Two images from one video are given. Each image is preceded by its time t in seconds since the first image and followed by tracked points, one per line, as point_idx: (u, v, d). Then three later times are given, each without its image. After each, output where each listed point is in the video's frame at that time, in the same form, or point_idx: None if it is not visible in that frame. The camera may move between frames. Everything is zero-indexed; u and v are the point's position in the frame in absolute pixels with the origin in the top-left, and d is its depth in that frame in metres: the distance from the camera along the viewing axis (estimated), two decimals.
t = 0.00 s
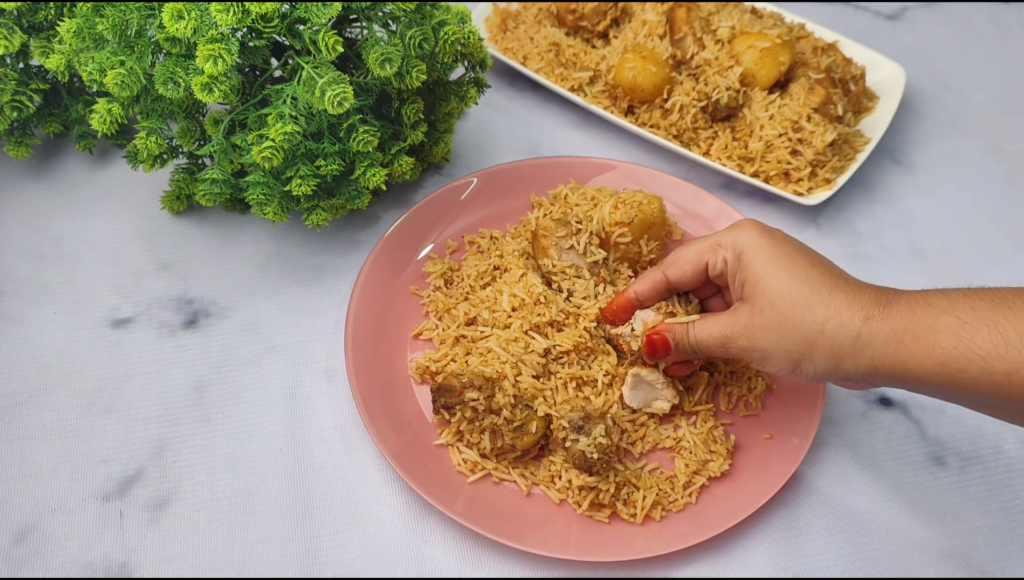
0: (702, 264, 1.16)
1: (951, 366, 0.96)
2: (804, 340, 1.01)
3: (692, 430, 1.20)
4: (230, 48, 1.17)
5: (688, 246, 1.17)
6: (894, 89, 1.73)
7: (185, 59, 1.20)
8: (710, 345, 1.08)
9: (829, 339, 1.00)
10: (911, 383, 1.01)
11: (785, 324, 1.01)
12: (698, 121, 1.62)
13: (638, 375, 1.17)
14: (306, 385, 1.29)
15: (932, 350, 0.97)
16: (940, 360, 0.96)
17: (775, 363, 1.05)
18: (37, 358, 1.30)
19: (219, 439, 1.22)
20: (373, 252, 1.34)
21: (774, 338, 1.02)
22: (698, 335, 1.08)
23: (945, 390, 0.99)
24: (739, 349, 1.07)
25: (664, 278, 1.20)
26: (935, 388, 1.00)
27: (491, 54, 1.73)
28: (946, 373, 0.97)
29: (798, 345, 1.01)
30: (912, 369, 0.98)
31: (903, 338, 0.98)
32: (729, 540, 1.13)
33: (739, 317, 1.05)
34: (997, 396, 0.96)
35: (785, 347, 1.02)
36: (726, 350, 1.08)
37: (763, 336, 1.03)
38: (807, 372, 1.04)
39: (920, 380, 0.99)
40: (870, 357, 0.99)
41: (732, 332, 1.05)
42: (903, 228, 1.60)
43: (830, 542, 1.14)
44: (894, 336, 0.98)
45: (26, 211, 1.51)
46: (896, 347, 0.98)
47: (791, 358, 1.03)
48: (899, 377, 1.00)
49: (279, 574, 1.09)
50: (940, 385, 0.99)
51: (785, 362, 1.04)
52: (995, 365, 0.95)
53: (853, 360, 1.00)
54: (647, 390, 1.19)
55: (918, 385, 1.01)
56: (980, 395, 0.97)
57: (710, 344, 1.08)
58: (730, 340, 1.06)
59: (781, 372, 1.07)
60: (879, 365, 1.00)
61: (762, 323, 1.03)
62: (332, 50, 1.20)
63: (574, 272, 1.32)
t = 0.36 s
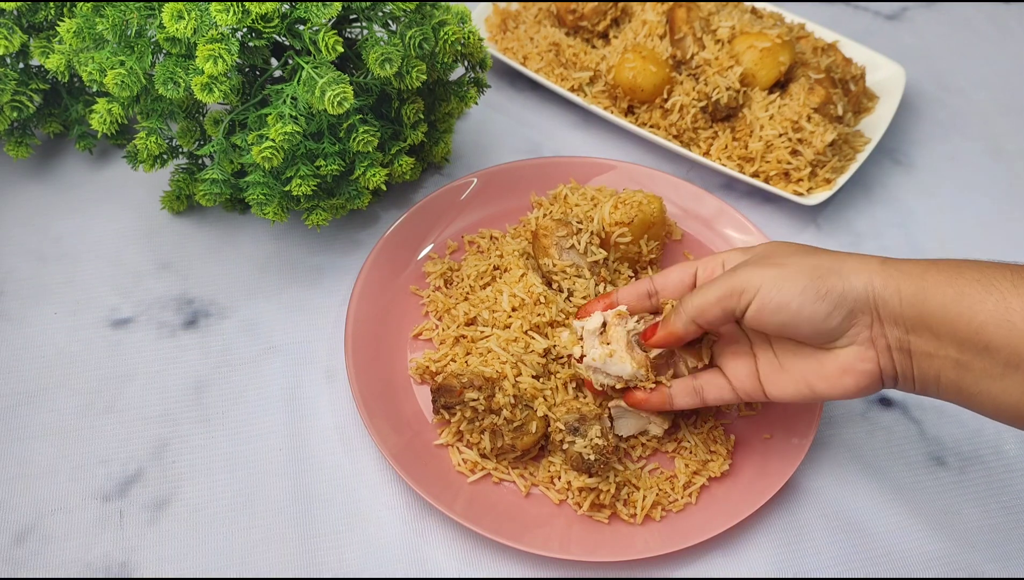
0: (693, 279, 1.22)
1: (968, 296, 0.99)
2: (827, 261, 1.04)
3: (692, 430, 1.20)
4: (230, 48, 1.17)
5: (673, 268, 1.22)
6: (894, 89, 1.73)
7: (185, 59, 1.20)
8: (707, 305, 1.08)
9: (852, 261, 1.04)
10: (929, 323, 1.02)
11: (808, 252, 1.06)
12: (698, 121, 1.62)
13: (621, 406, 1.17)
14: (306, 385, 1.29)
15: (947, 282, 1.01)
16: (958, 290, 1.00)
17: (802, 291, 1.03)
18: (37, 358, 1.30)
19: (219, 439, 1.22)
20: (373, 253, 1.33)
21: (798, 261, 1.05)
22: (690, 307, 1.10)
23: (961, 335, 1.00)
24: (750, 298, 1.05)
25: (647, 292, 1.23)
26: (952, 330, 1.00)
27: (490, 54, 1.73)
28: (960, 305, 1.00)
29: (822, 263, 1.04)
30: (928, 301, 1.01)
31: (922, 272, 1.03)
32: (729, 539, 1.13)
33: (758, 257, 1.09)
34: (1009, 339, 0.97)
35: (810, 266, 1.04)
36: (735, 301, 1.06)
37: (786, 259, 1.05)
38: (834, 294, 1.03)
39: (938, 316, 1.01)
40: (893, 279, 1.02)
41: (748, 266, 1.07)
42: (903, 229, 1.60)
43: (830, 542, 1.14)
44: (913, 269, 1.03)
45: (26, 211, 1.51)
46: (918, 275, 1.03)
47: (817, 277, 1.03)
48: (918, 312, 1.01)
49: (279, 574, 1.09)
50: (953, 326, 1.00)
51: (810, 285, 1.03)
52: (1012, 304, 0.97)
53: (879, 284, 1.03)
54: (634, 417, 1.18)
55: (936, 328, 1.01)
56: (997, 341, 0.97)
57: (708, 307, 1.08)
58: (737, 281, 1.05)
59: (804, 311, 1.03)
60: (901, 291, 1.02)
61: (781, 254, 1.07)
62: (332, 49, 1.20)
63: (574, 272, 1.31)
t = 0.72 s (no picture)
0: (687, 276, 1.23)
1: (962, 296, 1.00)
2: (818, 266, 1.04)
3: (692, 430, 1.21)
4: (230, 48, 1.17)
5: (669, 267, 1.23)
6: (894, 89, 1.73)
7: (185, 59, 1.20)
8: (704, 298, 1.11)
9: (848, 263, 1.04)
10: (925, 325, 1.02)
11: (803, 257, 1.06)
12: (698, 121, 1.62)
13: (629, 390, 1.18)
14: (306, 385, 1.29)
15: (942, 282, 1.02)
16: (953, 290, 1.01)
17: (795, 303, 1.04)
18: (37, 358, 1.30)
19: (219, 439, 1.22)
20: (372, 253, 1.33)
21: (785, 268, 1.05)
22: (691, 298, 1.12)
23: (955, 335, 1.00)
24: (746, 297, 1.08)
25: (641, 289, 1.23)
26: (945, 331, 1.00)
27: (490, 54, 1.73)
28: (955, 305, 1.00)
29: (816, 268, 1.04)
30: (923, 301, 1.01)
31: (917, 272, 1.03)
32: (730, 539, 1.13)
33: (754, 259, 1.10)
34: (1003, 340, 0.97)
35: (804, 273, 1.04)
36: (731, 301, 1.09)
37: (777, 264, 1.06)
38: (826, 298, 1.03)
39: (933, 315, 1.01)
40: (887, 281, 1.03)
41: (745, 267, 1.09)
42: (903, 229, 1.60)
43: (830, 542, 1.14)
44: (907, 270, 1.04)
45: (26, 211, 1.51)
46: (913, 277, 1.03)
47: (809, 286, 1.03)
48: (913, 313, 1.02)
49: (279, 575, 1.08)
50: (947, 324, 1.00)
51: (805, 294, 1.03)
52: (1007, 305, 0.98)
53: (873, 286, 1.03)
54: (641, 409, 1.18)
55: (933, 330, 1.02)
56: (990, 340, 0.97)
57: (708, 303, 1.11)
58: (732, 281, 1.08)
59: (796, 317, 1.04)
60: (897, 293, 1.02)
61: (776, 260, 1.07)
62: (332, 49, 1.20)
63: (574, 272, 1.31)
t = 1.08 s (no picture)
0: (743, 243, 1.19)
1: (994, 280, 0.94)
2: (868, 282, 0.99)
3: (692, 430, 1.21)
4: (230, 48, 1.17)
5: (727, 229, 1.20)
6: (894, 89, 1.74)
7: (185, 59, 1.20)
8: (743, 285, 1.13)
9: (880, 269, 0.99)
10: (965, 328, 0.97)
11: (840, 264, 1.01)
12: (698, 121, 1.62)
13: (632, 388, 1.18)
14: (306, 385, 1.29)
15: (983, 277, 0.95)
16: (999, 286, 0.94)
17: (820, 315, 1.05)
18: (37, 358, 1.30)
19: (219, 439, 1.22)
20: (372, 253, 1.33)
21: (855, 270, 1.00)
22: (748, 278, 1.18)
23: (999, 337, 0.95)
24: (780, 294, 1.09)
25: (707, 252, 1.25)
26: (987, 332, 0.95)
27: (490, 54, 1.73)
28: (991, 297, 0.94)
29: (855, 281, 1.00)
30: (970, 303, 0.95)
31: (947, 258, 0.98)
32: (730, 539, 1.13)
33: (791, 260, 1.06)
34: None
35: (834, 292, 1.02)
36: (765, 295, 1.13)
37: (894, 265, 0.99)
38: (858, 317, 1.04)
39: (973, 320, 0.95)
40: (924, 286, 0.97)
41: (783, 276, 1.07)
42: (902, 229, 1.60)
43: (830, 542, 1.14)
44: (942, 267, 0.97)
45: (26, 211, 1.51)
46: (952, 276, 0.96)
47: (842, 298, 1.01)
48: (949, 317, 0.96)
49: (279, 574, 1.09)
50: (986, 323, 0.95)
51: (837, 305, 1.02)
52: None
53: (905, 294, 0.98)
54: (645, 406, 1.18)
55: (972, 331, 0.96)
56: None
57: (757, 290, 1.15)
58: (767, 276, 1.09)
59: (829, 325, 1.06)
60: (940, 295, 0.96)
61: (844, 260, 1.02)
62: (332, 50, 1.20)
63: (574, 272, 1.31)
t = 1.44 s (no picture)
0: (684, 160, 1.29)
1: (869, 242, 1.04)
2: (762, 230, 1.11)
3: (692, 430, 1.21)
4: (230, 48, 1.17)
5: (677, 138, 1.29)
6: (894, 89, 1.74)
7: (185, 59, 1.20)
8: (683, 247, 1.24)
9: (767, 227, 1.10)
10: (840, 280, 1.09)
11: (743, 224, 1.13)
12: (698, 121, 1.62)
13: (632, 388, 1.17)
14: (306, 386, 1.29)
15: (853, 240, 1.05)
16: (866, 250, 1.05)
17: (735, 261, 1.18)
18: (37, 359, 1.30)
19: (219, 439, 1.22)
20: (372, 253, 1.33)
21: (758, 221, 1.11)
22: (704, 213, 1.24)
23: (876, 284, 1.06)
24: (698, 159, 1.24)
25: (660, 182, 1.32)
26: (857, 282, 1.07)
27: (490, 54, 1.73)
28: (860, 262, 1.05)
29: (759, 233, 1.11)
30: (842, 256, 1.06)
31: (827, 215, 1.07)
32: (730, 539, 1.13)
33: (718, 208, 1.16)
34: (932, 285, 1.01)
35: (737, 241, 1.14)
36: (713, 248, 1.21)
37: (782, 220, 1.09)
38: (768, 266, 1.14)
39: (846, 272, 1.07)
40: (805, 239, 1.08)
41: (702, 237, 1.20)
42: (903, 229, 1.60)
43: (830, 542, 1.14)
44: (824, 231, 1.07)
45: (27, 211, 1.51)
46: (833, 234, 1.06)
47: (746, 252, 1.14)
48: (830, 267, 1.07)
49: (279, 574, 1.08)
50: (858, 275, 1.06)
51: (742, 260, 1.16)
52: (911, 264, 1.02)
53: (795, 247, 1.09)
54: (645, 407, 1.18)
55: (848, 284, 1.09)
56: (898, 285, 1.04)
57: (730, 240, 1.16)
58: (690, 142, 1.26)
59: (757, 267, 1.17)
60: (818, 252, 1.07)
61: (751, 210, 1.12)
62: (332, 49, 1.20)
63: (574, 272, 1.32)
